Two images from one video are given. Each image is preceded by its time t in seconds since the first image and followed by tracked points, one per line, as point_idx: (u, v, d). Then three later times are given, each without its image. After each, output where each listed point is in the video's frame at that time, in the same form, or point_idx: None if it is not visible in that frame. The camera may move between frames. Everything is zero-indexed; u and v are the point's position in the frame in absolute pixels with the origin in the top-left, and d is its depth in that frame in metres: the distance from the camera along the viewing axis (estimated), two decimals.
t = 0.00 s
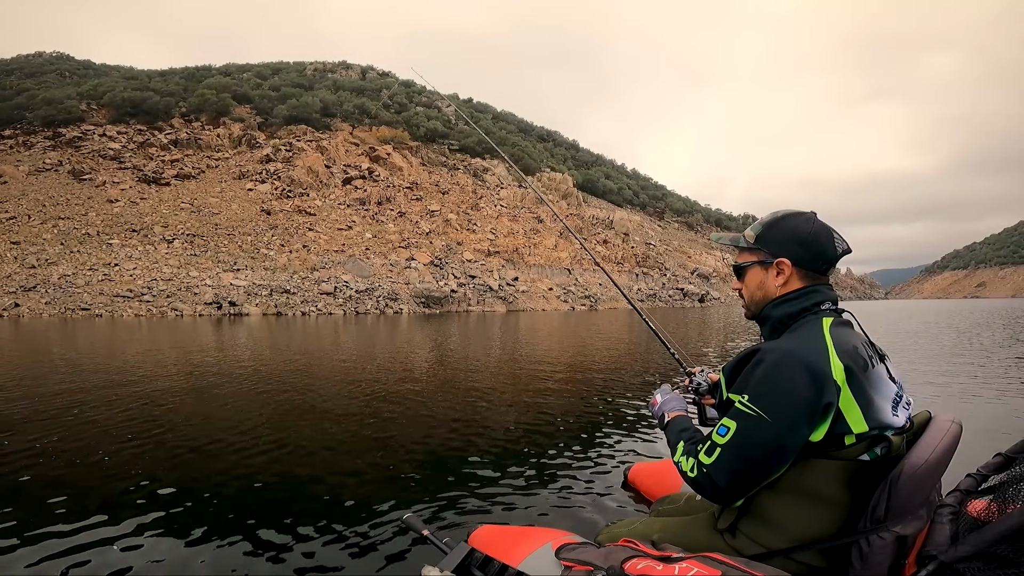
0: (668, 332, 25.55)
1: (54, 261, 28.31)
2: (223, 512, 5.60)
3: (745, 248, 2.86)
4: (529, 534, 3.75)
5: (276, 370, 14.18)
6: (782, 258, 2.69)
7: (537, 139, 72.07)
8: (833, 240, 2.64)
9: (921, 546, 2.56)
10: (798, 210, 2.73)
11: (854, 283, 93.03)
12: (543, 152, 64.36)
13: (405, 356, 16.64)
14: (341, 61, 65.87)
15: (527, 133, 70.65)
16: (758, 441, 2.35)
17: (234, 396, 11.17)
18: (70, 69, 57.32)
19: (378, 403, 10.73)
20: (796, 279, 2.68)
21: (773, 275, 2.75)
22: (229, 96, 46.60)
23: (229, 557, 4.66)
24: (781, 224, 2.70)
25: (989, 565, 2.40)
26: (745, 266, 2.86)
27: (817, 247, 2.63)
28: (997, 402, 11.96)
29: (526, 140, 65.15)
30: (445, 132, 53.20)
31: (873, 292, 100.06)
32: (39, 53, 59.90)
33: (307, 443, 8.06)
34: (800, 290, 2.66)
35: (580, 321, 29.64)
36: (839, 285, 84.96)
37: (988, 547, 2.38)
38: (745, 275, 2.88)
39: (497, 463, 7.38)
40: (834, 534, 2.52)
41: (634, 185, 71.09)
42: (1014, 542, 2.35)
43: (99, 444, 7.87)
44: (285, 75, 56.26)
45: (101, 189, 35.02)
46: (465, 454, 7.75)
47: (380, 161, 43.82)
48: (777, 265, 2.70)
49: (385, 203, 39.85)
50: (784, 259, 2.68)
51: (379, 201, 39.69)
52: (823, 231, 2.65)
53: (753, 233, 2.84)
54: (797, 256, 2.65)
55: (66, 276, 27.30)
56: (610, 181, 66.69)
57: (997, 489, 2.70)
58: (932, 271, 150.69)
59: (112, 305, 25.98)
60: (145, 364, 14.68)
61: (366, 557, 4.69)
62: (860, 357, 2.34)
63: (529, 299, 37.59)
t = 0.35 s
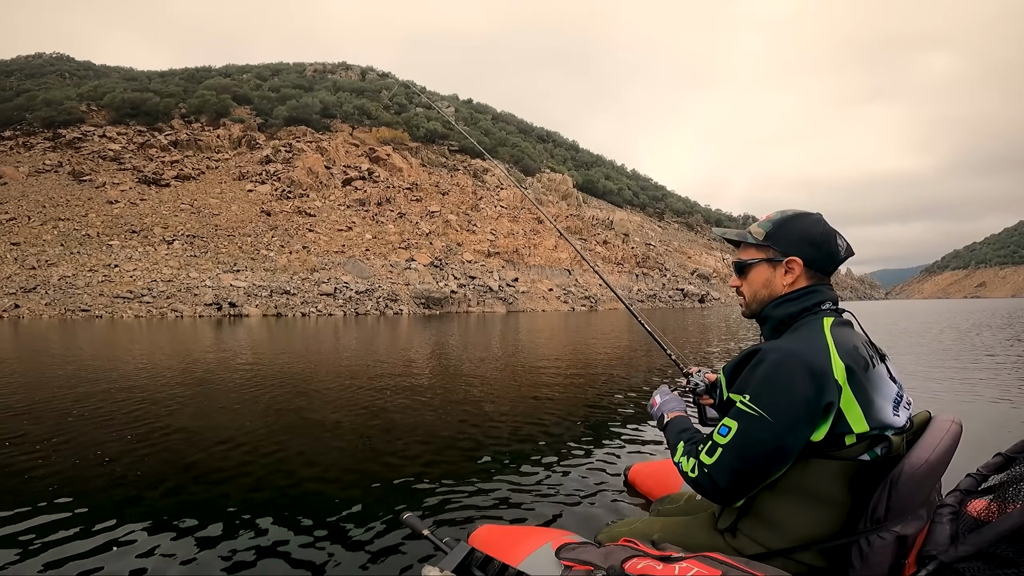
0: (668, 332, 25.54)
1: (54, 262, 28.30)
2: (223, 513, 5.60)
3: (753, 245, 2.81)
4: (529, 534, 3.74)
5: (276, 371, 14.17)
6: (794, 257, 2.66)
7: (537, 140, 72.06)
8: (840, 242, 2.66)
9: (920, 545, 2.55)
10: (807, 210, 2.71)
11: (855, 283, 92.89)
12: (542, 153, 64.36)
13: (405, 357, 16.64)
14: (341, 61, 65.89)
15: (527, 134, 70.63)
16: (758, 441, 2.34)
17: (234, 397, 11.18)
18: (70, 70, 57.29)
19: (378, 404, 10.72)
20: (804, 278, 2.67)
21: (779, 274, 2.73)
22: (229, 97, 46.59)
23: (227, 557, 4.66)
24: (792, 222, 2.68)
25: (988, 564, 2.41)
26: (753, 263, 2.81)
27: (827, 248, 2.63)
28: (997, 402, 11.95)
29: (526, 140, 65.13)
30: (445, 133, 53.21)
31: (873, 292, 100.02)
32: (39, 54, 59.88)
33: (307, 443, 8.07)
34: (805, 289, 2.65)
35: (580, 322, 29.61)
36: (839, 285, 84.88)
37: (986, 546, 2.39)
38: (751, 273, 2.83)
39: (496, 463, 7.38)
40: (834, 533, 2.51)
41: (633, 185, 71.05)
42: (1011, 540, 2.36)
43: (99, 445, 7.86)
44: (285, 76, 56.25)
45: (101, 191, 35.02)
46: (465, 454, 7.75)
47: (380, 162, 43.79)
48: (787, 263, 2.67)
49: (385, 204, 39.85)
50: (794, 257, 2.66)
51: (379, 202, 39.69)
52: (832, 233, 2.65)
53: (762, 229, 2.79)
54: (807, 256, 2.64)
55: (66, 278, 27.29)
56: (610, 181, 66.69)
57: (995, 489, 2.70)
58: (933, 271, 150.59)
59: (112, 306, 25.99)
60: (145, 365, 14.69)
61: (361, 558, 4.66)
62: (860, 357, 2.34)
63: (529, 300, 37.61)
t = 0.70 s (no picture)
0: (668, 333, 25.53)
1: (55, 262, 28.32)
2: (226, 511, 5.62)
3: (752, 245, 2.82)
4: (529, 534, 3.74)
5: (276, 370, 14.17)
6: (791, 258, 2.66)
7: (538, 141, 72.06)
8: (838, 241, 2.64)
9: (921, 546, 2.53)
10: (805, 211, 2.70)
11: (855, 284, 92.86)
12: (543, 153, 64.33)
13: (405, 357, 16.65)
14: (342, 61, 65.93)
15: (528, 134, 70.60)
16: (758, 442, 2.34)
17: (235, 396, 11.19)
18: (71, 69, 57.32)
19: (378, 403, 10.73)
20: (801, 279, 2.67)
21: (778, 275, 2.73)
22: (230, 97, 46.62)
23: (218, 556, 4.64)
24: (789, 223, 2.68)
25: (988, 565, 2.42)
26: (751, 263, 2.82)
27: (824, 248, 2.62)
28: (998, 403, 11.95)
29: (526, 141, 65.13)
30: (445, 133, 53.24)
31: (874, 293, 100.00)
32: (41, 54, 59.93)
33: (307, 443, 8.07)
34: (802, 290, 2.64)
35: (580, 322, 29.60)
36: (840, 286, 84.84)
37: (987, 547, 2.39)
38: (749, 273, 2.84)
39: (497, 462, 7.38)
40: (834, 534, 2.50)
41: (634, 186, 71.02)
42: (1011, 540, 2.37)
43: (97, 444, 7.86)
44: (286, 76, 56.29)
45: (102, 190, 35.04)
46: (465, 453, 7.76)
47: (381, 162, 43.82)
48: (784, 264, 2.68)
49: (386, 204, 39.87)
50: (792, 258, 2.66)
51: (380, 202, 39.71)
52: (831, 232, 2.64)
53: (760, 229, 2.79)
54: (805, 256, 2.63)
55: (67, 277, 27.32)
56: (611, 182, 66.70)
57: (996, 489, 2.70)
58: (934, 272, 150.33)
59: (113, 306, 26.01)
60: (145, 365, 14.69)
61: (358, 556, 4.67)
62: (860, 357, 2.34)
63: (529, 300, 37.64)
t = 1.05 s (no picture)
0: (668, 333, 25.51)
1: (55, 263, 28.33)
2: (226, 512, 5.61)
3: (746, 247, 2.83)
4: (529, 534, 3.73)
5: (276, 371, 14.17)
6: (786, 259, 2.66)
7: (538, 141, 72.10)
8: (834, 242, 2.64)
9: (921, 546, 2.53)
10: (801, 211, 2.70)
11: (855, 284, 92.85)
12: (544, 154, 64.33)
13: (405, 358, 16.66)
14: (342, 62, 65.97)
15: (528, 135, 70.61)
16: (757, 443, 2.34)
17: (236, 397, 11.20)
18: (72, 70, 57.36)
19: (378, 404, 10.73)
20: (797, 280, 2.68)
21: (773, 276, 2.74)
22: (230, 98, 46.65)
23: (213, 558, 4.62)
24: (785, 223, 2.68)
25: (988, 565, 2.42)
26: (746, 265, 2.83)
27: (821, 249, 2.62)
28: (999, 403, 11.93)
29: (526, 141, 65.14)
30: (446, 134, 53.26)
31: (874, 293, 99.98)
32: (42, 56, 59.99)
33: (307, 444, 8.08)
34: (799, 291, 2.65)
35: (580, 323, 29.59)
36: (840, 287, 84.85)
37: (988, 547, 2.39)
38: (744, 274, 2.86)
39: (497, 463, 7.38)
40: (833, 535, 2.51)
41: (634, 186, 71.04)
42: (1012, 541, 2.37)
43: (97, 445, 7.86)
44: (286, 77, 56.33)
45: (103, 191, 35.06)
46: (465, 454, 7.76)
47: (381, 163, 43.82)
48: (779, 265, 2.68)
49: (386, 205, 39.89)
50: (788, 258, 2.66)
51: (380, 203, 39.72)
52: (827, 233, 2.64)
53: (756, 231, 2.80)
54: (801, 257, 2.63)
55: (67, 278, 27.32)
56: (611, 182, 66.73)
57: (996, 489, 2.70)
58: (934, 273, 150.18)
59: (113, 307, 26.00)
60: (145, 366, 14.69)
61: (356, 558, 4.65)
62: (860, 357, 2.34)
63: (530, 301, 37.65)
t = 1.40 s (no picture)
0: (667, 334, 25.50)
1: (55, 263, 28.33)
2: (226, 511, 5.61)
3: (749, 245, 2.83)
4: (529, 534, 3.73)
5: (277, 371, 14.17)
6: (788, 258, 2.66)
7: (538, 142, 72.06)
8: (834, 243, 2.64)
9: (921, 546, 2.53)
10: (803, 211, 2.70)
11: (855, 285, 92.81)
12: (544, 154, 64.31)
13: (405, 358, 16.67)
14: (343, 62, 65.97)
15: (528, 135, 70.60)
16: (758, 443, 2.34)
17: (236, 397, 11.21)
18: (72, 70, 57.33)
19: (378, 404, 10.74)
20: (799, 279, 2.68)
21: (775, 275, 2.73)
22: (231, 98, 46.64)
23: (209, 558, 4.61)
24: (788, 223, 2.68)
25: (988, 565, 2.42)
26: (747, 263, 2.83)
27: (822, 249, 2.62)
28: (999, 404, 11.91)
29: (527, 142, 65.13)
30: (446, 134, 53.26)
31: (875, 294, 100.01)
32: (42, 55, 59.95)
33: (307, 443, 8.09)
34: (801, 290, 2.65)
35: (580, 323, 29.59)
36: (840, 287, 84.84)
37: (987, 547, 2.39)
38: (744, 274, 2.86)
39: (496, 463, 7.39)
40: (833, 535, 2.50)
41: (635, 187, 71.02)
42: (1011, 540, 2.37)
43: (98, 445, 7.86)
44: (286, 77, 56.33)
45: (103, 191, 35.07)
46: (465, 454, 7.77)
47: (381, 163, 43.83)
48: (782, 265, 2.68)
49: (386, 205, 39.91)
50: (790, 258, 2.66)
51: (380, 203, 39.73)
52: (828, 233, 2.65)
53: (759, 230, 2.79)
54: (803, 258, 2.63)
55: (67, 278, 27.33)
56: (611, 183, 66.73)
57: (997, 489, 2.69)
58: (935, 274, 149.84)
59: (113, 306, 26.03)
60: (146, 366, 14.71)
61: (355, 558, 4.64)
62: (860, 357, 2.33)
63: (530, 301, 37.66)
